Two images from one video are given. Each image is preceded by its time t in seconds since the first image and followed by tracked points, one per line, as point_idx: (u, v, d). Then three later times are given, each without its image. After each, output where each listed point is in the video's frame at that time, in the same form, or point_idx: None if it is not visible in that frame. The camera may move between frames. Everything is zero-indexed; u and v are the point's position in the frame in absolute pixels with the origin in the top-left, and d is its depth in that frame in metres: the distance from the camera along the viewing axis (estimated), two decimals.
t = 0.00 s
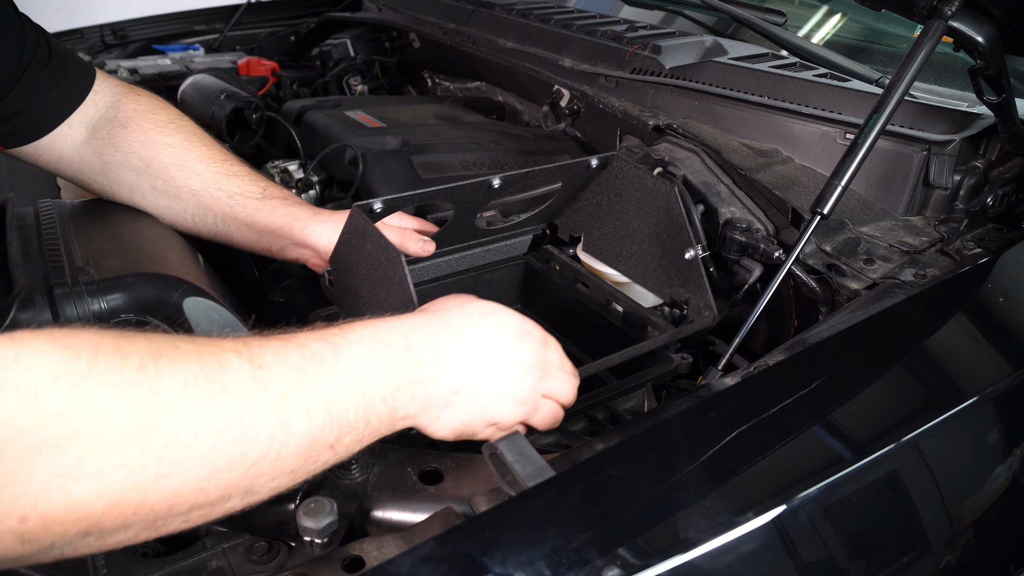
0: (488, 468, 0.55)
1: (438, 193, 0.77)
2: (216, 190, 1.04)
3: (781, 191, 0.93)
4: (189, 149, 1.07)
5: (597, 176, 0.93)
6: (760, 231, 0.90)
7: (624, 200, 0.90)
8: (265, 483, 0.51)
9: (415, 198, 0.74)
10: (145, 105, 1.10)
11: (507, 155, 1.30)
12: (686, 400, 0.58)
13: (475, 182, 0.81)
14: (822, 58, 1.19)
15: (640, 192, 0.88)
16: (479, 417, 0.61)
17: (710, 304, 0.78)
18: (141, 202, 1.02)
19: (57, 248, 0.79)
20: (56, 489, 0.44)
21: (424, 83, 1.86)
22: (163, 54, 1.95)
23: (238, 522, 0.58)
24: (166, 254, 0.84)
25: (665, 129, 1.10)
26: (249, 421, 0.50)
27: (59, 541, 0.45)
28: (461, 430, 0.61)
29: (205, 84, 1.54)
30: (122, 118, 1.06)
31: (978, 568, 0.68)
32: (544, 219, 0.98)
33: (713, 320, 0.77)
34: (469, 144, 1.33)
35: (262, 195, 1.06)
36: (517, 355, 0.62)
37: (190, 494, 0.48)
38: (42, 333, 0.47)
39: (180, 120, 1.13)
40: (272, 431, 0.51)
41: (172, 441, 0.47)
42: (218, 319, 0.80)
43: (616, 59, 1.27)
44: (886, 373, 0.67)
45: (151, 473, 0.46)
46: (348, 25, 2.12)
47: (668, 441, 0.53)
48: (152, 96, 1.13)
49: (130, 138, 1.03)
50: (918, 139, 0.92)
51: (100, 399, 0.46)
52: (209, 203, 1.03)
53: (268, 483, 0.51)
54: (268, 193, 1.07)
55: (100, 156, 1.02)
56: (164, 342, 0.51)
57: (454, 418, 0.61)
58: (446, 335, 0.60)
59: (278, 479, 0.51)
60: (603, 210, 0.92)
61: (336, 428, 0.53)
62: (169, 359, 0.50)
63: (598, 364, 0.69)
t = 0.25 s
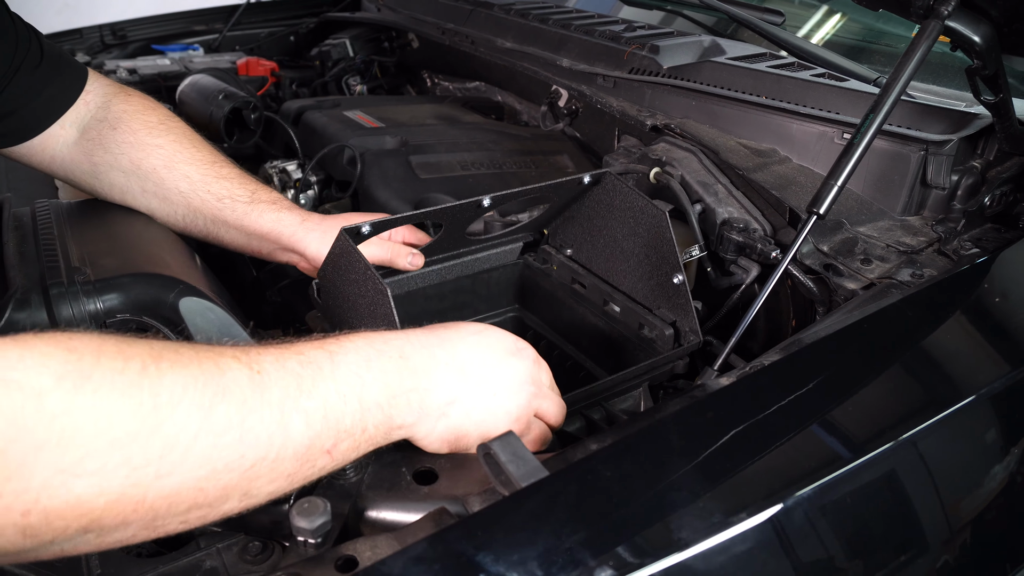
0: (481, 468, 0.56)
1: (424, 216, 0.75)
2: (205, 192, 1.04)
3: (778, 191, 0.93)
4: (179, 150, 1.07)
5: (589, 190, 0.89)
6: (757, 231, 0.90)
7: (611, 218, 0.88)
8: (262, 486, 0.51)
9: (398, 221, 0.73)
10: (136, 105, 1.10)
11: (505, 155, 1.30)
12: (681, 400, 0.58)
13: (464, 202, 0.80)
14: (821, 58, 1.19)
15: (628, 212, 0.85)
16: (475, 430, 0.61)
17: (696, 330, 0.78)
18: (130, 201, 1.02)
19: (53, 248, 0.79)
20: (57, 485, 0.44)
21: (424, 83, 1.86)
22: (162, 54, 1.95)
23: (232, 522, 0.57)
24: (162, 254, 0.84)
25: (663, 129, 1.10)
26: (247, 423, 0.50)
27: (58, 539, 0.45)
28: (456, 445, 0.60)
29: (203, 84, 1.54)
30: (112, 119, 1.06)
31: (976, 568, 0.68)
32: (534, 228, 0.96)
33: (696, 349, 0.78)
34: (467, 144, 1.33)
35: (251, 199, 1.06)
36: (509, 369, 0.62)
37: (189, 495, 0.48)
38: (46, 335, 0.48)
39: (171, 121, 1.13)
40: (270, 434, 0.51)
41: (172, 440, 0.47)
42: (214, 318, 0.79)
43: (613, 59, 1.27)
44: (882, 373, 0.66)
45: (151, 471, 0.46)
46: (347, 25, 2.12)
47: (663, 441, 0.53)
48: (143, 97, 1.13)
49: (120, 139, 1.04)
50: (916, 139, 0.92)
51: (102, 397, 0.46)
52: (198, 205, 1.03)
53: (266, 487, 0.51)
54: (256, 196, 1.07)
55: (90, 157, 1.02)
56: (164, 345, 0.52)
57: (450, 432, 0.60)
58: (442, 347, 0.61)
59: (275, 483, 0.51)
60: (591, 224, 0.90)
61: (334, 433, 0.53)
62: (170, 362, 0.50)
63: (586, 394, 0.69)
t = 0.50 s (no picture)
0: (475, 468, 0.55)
1: (420, 224, 0.75)
2: (204, 191, 1.04)
3: (774, 190, 0.93)
4: (176, 150, 1.07)
5: (586, 202, 0.90)
6: (753, 230, 0.90)
7: (608, 226, 0.87)
8: (270, 468, 0.52)
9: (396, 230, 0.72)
10: (131, 105, 1.10)
11: (503, 155, 1.30)
12: (674, 400, 0.58)
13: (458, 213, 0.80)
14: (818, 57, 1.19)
15: (625, 221, 0.85)
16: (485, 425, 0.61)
17: (694, 338, 0.77)
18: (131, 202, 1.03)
19: (48, 249, 0.79)
20: (74, 449, 0.45)
21: (422, 83, 1.86)
22: (160, 54, 1.95)
23: (226, 522, 0.57)
24: (158, 254, 0.84)
25: (660, 129, 1.10)
26: (259, 401, 0.52)
27: (71, 509, 0.46)
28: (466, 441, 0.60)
29: (200, 84, 1.54)
30: (108, 120, 1.06)
31: (971, 567, 0.68)
32: (528, 242, 0.97)
33: (695, 356, 0.77)
34: (464, 144, 1.33)
35: (248, 199, 1.05)
36: (518, 364, 0.64)
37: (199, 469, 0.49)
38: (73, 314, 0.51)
39: (166, 118, 1.12)
40: (280, 413, 0.52)
41: (186, 412, 0.49)
42: (209, 318, 0.80)
43: (610, 59, 1.27)
44: (879, 372, 0.66)
45: (163, 441, 0.48)
46: (345, 25, 2.12)
47: (656, 440, 0.53)
48: (138, 96, 1.13)
49: (116, 141, 1.04)
50: (912, 139, 0.91)
51: (122, 367, 0.48)
52: (197, 204, 1.04)
53: (274, 469, 0.52)
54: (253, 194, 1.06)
55: (87, 158, 1.02)
56: (181, 329, 0.54)
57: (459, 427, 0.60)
58: (452, 343, 0.63)
59: (284, 464, 0.52)
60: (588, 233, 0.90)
61: (343, 417, 0.54)
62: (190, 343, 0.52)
63: (585, 399, 0.68)
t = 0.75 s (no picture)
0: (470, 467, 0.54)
1: (412, 224, 0.75)
2: (197, 190, 1.05)
3: (772, 190, 0.93)
4: (168, 150, 1.08)
5: (577, 204, 0.90)
6: (751, 230, 0.90)
7: (601, 227, 0.88)
8: (266, 460, 0.52)
9: (389, 230, 0.72)
10: (122, 107, 1.11)
11: (501, 155, 1.30)
12: (669, 399, 0.58)
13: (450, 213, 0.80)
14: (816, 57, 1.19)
15: (617, 222, 0.85)
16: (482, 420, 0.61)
17: (686, 335, 0.77)
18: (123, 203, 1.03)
19: (45, 249, 0.79)
20: (72, 438, 0.45)
21: (421, 83, 1.86)
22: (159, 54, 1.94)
23: (222, 522, 0.57)
24: (155, 254, 0.84)
25: (657, 129, 1.10)
26: (256, 392, 0.52)
27: (68, 498, 0.46)
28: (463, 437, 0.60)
29: (198, 84, 1.54)
30: (99, 122, 1.07)
31: (969, 567, 0.68)
32: (522, 246, 0.97)
33: (687, 353, 0.77)
34: (463, 144, 1.33)
35: (240, 201, 1.06)
36: (513, 360, 0.64)
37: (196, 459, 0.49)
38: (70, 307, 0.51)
39: (157, 120, 1.13)
40: (277, 405, 0.52)
41: (184, 403, 0.49)
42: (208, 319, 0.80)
43: (609, 59, 1.27)
44: (875, 371, 0.66)
45: (160, 431, 0.48)
46: (344, 25, 2.12)
47: (651, 440, 0.53)
48: (129, 99, 1.14)
49: (109, 143, 1.05)
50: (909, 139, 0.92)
51: (120, 357, 0.48)
52: (191, 204, 1.05)
53: (271, 461, 0.52)
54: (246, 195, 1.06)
55: (79, 160, 1.03)
56: (178, 324, 0.54)
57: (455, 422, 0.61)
58: (447, 339, 0.63)
59: (281, 456, 0.52)
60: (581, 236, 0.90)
61: (340, 408, 0.55)
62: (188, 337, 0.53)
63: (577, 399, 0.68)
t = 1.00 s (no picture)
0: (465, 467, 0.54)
1: (404, 224, 0.74)
2: (190, 185, 1.05)
3: (770, 190, 0.93)
4: (161, 145, 1.08)
5: (571, 203, 0.90)
6: (749, 230, 0.90)
7: (595, 228, 0.88)
8: (253, 452, 0.52)
9: (382, 230, 0.72)
10: (114, 102, 1.11)
11: (500, 154, 1.30)
12: (664, 399, 0.58)
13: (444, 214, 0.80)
14: (815, 57, 1.19)
15: (610, 222, 0.85)
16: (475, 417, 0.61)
17: (680, 335, 0.77)
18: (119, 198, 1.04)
19: (43, 248, 0.79)
20: (57, 432, 0.45)
21: (420, 82, 1.86)
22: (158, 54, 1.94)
23: (217, 521, 0.57)
24: (152, 254, 0.84)
25: (656, 128, 1.09)
26: (243, 385, 0.52)
27: (54, 494, 0.46)
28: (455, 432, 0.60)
29: (197, 84, 1.54)
30: (92, 117, 1.07)
31: (967, 566, 0.67)
32: (518, 245, 0.97)
33: (681, 353, 0.77)
34: (461, 144, 1.33)
35: (231, 195, 1.05)
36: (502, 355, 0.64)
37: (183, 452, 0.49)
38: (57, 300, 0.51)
39: (149, 114, 1.13)
40: (264, 398, 0.52)
41: (170, 395, 0.49)
42: (206, 320, 0.80)
43: (607, 59, 1.27)
44: (872, 372, 0.66)
45: (147, 425, 0.48)
46: (343, 25, 2.12)
47: (647, 439, 0.53)
48: (120, 91, 1.13)
49: (101, 138, 1.05)
50: (907, 138, 0.91)
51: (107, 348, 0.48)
52: (184, 199, 1.05)
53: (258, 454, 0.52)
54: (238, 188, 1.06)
55: (73, 157, 1.03)
56: (167, 318, 0.54)
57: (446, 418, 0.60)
58: (437, 334, 0.63)
59: (270, 449, 0.52)
60: (575, 237, 0.90)
61: (329, 400, 0.55)
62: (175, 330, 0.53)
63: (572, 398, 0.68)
